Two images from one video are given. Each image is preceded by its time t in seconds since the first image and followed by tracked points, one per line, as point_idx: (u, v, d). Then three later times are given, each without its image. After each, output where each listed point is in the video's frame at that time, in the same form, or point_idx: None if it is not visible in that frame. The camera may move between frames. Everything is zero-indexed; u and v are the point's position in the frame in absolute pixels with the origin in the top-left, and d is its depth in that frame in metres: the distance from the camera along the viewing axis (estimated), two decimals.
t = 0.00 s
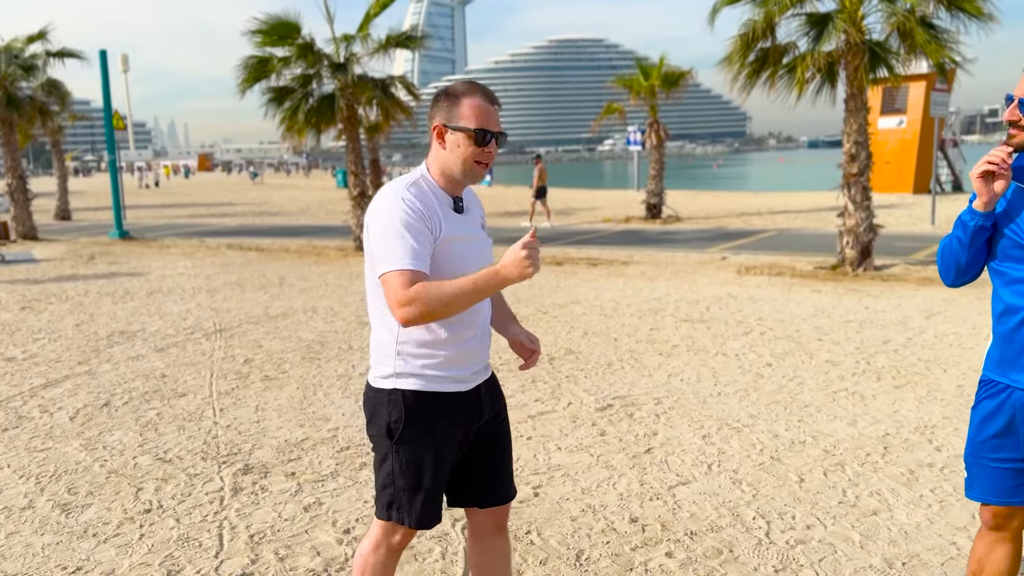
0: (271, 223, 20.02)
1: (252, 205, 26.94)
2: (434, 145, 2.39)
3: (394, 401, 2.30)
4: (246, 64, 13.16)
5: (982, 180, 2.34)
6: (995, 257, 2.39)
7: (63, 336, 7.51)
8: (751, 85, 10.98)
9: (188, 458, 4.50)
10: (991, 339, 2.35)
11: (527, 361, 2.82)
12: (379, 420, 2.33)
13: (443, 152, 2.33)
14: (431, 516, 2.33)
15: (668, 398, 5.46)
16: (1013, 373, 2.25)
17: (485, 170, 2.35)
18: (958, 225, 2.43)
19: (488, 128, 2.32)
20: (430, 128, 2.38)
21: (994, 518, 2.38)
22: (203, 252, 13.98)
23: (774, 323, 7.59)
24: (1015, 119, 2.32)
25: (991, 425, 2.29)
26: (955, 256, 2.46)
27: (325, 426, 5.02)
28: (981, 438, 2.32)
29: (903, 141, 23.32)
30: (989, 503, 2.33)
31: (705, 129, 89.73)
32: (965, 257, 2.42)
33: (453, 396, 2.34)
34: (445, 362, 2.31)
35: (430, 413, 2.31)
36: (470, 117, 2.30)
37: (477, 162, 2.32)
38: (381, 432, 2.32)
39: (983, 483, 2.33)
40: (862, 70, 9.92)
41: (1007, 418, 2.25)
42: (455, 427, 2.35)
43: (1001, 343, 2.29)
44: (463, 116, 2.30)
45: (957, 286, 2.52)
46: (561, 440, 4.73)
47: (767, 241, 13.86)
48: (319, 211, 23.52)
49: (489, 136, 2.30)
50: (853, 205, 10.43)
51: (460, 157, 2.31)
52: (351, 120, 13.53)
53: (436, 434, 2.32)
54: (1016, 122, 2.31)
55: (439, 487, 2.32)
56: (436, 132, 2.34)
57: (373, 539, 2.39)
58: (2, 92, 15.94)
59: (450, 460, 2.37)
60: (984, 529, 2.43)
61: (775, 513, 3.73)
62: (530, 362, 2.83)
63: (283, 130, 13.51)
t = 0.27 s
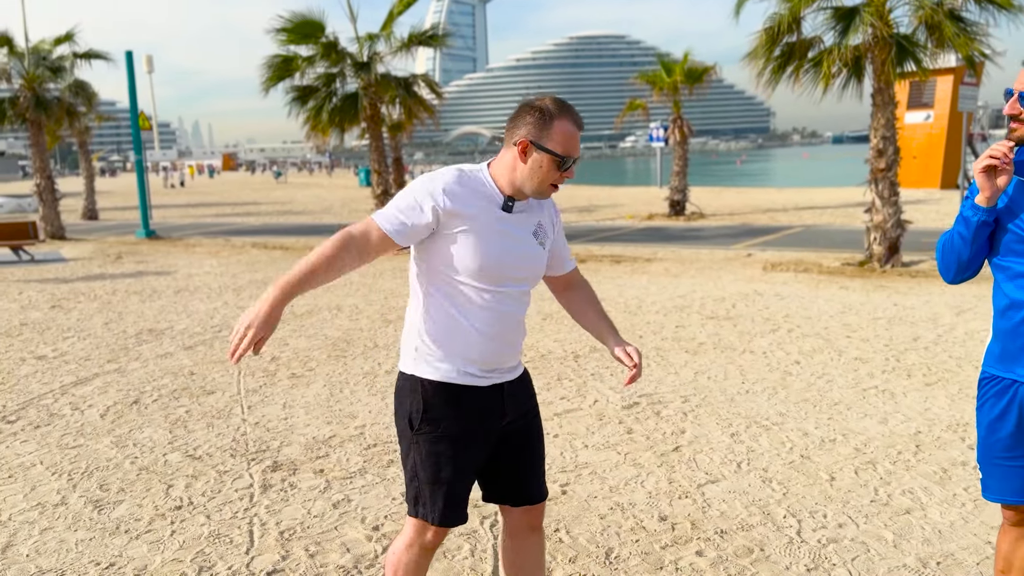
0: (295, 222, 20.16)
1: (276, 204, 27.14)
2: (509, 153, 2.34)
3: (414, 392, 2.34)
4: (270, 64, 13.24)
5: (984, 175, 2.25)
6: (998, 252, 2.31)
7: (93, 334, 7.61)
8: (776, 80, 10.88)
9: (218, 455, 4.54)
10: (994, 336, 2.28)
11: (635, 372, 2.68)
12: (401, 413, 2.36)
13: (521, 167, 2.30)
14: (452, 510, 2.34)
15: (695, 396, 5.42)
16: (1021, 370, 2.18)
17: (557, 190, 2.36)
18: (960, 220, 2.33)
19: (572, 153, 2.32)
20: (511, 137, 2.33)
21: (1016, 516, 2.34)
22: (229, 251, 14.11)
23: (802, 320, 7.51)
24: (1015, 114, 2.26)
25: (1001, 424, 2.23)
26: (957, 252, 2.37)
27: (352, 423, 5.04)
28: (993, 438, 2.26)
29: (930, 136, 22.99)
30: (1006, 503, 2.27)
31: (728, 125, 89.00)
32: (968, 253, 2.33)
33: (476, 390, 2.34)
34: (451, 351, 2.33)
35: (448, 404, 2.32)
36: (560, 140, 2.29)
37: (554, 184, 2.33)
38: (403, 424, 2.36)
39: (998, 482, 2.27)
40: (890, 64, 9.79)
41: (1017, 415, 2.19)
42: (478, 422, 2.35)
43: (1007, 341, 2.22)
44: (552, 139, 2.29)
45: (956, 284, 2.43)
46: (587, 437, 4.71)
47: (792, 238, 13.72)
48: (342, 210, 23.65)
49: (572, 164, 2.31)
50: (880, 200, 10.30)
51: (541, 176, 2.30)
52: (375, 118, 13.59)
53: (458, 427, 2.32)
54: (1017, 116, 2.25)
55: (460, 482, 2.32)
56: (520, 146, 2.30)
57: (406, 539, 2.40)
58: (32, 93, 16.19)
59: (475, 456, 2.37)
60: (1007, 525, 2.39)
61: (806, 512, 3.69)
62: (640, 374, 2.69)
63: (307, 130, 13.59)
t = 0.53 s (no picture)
0: (302, 222, 20.20)
1: (283, 204, 27.19)
2: (534, 157, 2.37)
3: (414, 385, 2.41)
4: (276, 64, 13.27)
5: (985, 179, 2.19)
6: (998, 254, 2.27)
7: (102, 334, 7.64)
8: (783, 78, 10.85)
9: (228, 455, 4.56)
10: (995, 337, 2.26)
11: (698, 411, 2.58)
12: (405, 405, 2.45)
13: (544, 177, 2.34)
14: (444, 504, 2.37)
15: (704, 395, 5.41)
16: None
17: (577, 201, 2.41)
18: (960, 224, 2.28)
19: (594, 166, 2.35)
20: (535, 146, 2.37)
21: (1021, 513, 2.34)
22: (236, 251, 14.14)
23: (810, 319, 7.49)
24: (1010, 115, 2.24)
25: (1006, 424, 2.22)
26: (957, 256, 2.31)
27: (361, 423, 5.05)
28: (998, 439, 2.24)
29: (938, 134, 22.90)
30: (1011, 503, 2.27)
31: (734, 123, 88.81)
32: (969, 256, 2.27)
33: (470, 387, 2.35)
34: (437, 336, 2.38)
35: (443, 400, 2.35)
36: (584, 153, 2.32)
37: (574, 194, 2.38)
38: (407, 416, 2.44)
39: (1004, 483, 2.27)
40: (897, 62, 9.76)
41: None
42: (472, 419, 2.36)
43: (1010, 341, 2.20)
44: (576, 152, 2.32)
45: (954, 287, 2.39)
46: (596, 437, 4.71)
47: (799, 236, 13.69)
48: (349, 210, 23.69)
49: (593, 177, 2.35)
50: (889, 198, 10.26)
51: (562, 187, 2.34)
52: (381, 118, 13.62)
53: (451, 422, 2.34)
54: (1013, 117, 2.23)
55: (450, 475, 2.35)
56: (543, 156, 2.33)
57: (411, 534, 2.45)
58: (40, 94, 16.25)
59: (470, 453, 2.37)
60: (1014, 523, 2.38)
61: (817, 511, 3.68)
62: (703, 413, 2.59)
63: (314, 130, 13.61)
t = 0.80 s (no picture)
0: (303, 223, 20.20)
1: (284, 205, 27.19)
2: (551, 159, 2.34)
3: (416, 382, 2.44)
4: (278, 65, 13.28)
5: (990, 180, 2.17)
6: (1000, 255, 2.26)
7: (104, 335, 7.64)
8: (784, 78, 10.86)
9: (232, 456, 4.56)
10: (996, 337, 2.25)
11: (726, 392, 2.53)
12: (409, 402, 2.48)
13: (555, 190, 2.31)
14: (444, 501, 2.39)
15: (706, 395, 5.41)
16: None
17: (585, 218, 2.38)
18: (963, 225, 2.26)
19: (605, 187, 2.31)
20: (551, 157, 2.34)
21: (1022, 512, 2.35)
22: (238, 252, 14.15)
23: (812, 318, 7.49)
24: (1010, 116, 2.25)
25: (1010, 425, 2.22)
26: (959, 257, 2.30)
27: (364, 423, 5.05)
28: (1001, 439, 2.24)
29: (939, 133, 22.89)
30: (1012, 502, 2.27)
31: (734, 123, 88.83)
32: (972, 257, 2.26)
33: (470, 385, 2.36)
34: (442, 322, 2.40)
35: (443, 399, 2.36)
36: (597, 170, 2.28)
37: (584, 210, 2.35)
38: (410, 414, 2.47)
39: (1007, 482, 2.27)
40: (898, 61, 9.76)
41: None
42: (472, 418, 2.37)
43: (1013, 341, 2.20)
44: (591, 169, 2.28)
45: (954, 289, 2.37)
46: (599, 437, 4.71)
47: (801, 236, 13.69)
48: (350, 211, 23.69)
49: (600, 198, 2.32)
50: (890, 198, 10.26)
51: (567, 199, 2.31)
52: (383, 119, 13.64)
53: (451, 422, 2.35)
54: (1013, 118, 2.24)
55: (450, 473, 2.37)
56: (557, 168, 2.30)
57: (416, 532, 2.48)
58: (41, 96, 16.26)
59: (471, 453, 2.38)
60: (1014, 521, 2.39)
61: (821, 511, 3.68)
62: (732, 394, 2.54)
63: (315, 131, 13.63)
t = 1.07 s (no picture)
0: (300, 224, 20.18)
1: (281, 207, 27.17)
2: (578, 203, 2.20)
3: (419, 392, 2.33)
4: (274, 66, 13.26)
5: (1002, 174, 2.16)
6: (1009, 251, 2.26)
7: (101, 337, 7.63)
8: (780, 78, 10.88)
9: (230, 457, 4.56)
10: (1001, 335, 2.25)
11: (733, 391, 2.59)
12: (410, 413, 2.38)
13: (574, 238, 2.21)
14: (460, 511, 2.31)
15: (704, 394, 5.42)
16: None
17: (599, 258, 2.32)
18: (974, 220, 2.26)
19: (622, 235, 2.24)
20: (572, 205, 2.20)
21: (1023, 511, 2.36)
22: (235, 254, 14.13)
23: (808, 318, 7.51)
24: None
25: (1015, 424, 2.22)
26: (969, 252, 2.29)
27: (362, 424, 5.05)
28: (1006, 437, 2.25)
29: (934, 133, 22.95)
30: (1015, 501, 2.29)
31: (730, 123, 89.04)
32: (982, 253, 2.25)
33: (479, 389, 2.30)
34: (452, 347, 2.27)
35: (453, 405, 2.28)
36: (621, 222, 2.20)
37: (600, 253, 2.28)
38: (413, 426, 2.37)
39: (1011, 481, 2.27)
40: (894, 61, 9.79)
41: None
42: (480, 422, 2.31)
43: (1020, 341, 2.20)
44: (614, 220, 2.20)
45: (963, 284, 2.37)
46: (598, 437, 4.72)
47: (798, 236, 13.71)
48: (346, 212, 23.68)
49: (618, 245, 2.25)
50: (886, 197, 10.29)
51: (589, 242, 2.21)
52: (379, 120, 13.65)
53: (461, 427, 2.29)
54: None
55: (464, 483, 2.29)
56: (579, 216, 2.19)
57: (427, 545, 2.40)
58: (36, 97, 16.23)
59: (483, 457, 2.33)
60: (1016, 520, 2.40)
61: (819, 509, 3.68)
62: (738, 391, 2.57)
63: (312, 131, 13.62)
